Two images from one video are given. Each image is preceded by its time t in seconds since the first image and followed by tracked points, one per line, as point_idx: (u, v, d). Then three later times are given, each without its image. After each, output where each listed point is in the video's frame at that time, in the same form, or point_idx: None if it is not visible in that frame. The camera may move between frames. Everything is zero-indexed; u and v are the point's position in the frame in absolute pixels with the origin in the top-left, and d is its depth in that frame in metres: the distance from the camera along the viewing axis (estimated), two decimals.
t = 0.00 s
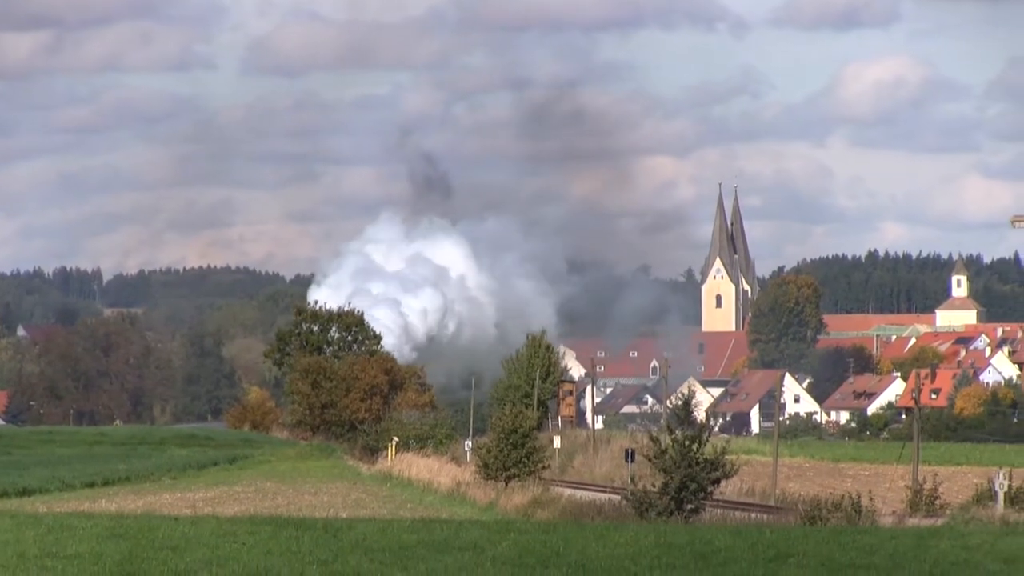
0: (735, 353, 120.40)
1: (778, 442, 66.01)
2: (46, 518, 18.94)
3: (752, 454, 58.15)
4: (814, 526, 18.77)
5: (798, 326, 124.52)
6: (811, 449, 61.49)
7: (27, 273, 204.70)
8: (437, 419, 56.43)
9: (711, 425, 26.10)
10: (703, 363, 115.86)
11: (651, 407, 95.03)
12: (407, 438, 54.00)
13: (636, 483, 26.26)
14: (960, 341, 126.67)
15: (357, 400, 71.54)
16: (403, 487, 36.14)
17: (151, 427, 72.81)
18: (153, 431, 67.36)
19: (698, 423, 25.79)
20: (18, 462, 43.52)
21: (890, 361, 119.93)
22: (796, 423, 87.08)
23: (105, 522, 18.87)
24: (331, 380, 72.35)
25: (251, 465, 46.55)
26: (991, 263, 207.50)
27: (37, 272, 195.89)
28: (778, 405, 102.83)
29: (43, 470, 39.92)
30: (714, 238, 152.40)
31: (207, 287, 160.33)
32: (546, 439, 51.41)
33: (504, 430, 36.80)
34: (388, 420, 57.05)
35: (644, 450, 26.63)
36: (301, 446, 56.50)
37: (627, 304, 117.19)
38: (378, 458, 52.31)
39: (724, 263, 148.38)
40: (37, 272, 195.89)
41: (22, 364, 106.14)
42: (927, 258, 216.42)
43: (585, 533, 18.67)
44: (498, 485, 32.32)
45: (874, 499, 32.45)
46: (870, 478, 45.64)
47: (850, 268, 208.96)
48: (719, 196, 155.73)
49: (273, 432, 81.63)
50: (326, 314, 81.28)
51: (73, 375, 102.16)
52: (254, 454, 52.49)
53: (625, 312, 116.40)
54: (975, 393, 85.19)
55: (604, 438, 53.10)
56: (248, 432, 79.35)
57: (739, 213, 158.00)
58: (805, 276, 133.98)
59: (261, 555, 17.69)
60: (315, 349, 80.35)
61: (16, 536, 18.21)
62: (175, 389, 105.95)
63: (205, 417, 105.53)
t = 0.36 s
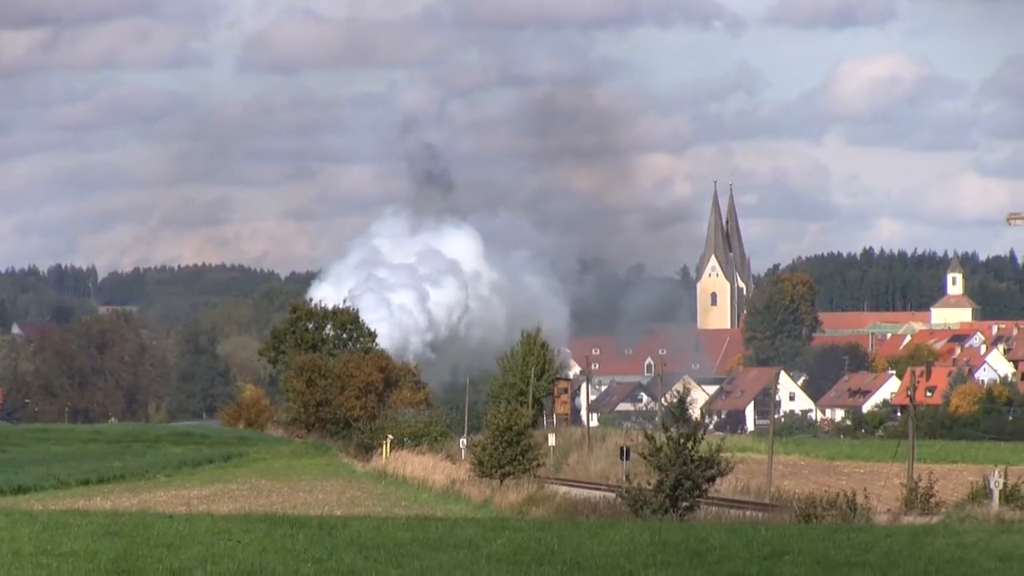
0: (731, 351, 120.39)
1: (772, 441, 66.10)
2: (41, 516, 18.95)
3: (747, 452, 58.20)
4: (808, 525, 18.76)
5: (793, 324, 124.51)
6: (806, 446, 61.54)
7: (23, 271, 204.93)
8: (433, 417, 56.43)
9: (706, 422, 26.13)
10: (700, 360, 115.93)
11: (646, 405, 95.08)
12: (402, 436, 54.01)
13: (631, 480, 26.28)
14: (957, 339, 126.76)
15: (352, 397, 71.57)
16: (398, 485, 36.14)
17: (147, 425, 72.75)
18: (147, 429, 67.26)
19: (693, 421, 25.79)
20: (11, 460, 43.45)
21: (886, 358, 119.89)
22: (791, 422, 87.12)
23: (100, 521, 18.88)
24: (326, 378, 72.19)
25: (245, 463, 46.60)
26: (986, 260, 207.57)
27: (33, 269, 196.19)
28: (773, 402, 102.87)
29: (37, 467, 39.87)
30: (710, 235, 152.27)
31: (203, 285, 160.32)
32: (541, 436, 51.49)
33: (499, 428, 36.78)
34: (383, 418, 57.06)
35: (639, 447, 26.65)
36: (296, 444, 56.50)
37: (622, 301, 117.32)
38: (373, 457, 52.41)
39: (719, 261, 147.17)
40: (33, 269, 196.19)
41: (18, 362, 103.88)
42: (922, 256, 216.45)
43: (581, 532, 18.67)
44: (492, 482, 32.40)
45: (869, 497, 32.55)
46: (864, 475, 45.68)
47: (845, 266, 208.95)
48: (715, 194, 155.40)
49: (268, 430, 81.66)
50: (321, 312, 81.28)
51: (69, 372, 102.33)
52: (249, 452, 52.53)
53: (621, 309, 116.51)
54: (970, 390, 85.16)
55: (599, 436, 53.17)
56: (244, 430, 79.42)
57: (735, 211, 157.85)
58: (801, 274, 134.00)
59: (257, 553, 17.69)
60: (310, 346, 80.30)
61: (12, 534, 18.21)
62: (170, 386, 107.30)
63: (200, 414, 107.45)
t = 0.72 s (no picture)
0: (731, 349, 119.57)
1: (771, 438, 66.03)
2: (40, 514, 18.98)
3: (745, 450, 58.18)
4: (806, 523, 18.74)
5: (792, 322, 124.51)
6: (804, 444, 61.49)
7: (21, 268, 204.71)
8: (430, 415, 56.35)
9: (705, 420, 26.10)
10: (699, 358, 115.82)
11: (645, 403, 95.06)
12: (400, 434, 53.98)
13: (630, 479, 26.32)
14: (955, 337, 126.75)
15: (350, 395, 71.65)
16: (396, 482, 36.19)
17: (146, 423, 72.76)
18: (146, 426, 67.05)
19: (691, 418, 25.79)
20: (6, 457, 43.32)
21: (885, 356, 119.92)
22: (789, 420, 87.13)
23: (99, 518, 18.90)
24: (324, 376, 72.17)
25: (243, 460, 46.54)
26: (984, 258, 207.41)
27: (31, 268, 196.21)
28: (771, 400, 102.82)
29: (36, 465, 39.94)
30: (709, 233, 152.07)
31: (201, 283, 160.25)
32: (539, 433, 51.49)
33: (497, 425, 36.77)
34: (382, 416, 57.07)
35: (638, 446, 26.64)
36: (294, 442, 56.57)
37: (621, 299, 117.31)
38: (370, 454, 52.42)
39: (718, 258, 147.17)
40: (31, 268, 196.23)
41: (18, 360, 102.86)
42: (920, 253, 216.34)
43: (579, 529, 18.68)
44: (491, 479, 32.38)
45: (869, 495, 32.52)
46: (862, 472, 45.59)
47: (843, 264, 208.77)
48: (713, 191, 155.15)
49: (267, 429, 81.66)
50: (319, 309, 81.23)
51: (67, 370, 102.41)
52: (247, 450, 52.52)
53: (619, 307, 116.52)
54: (968, 388, 85.05)
55: (597, 434, 53.24)
56: (243, 428, 79.54)
57: (733, 208, 157.78)
58: (799, 272, 133.88)
59: (257, 550, 17.74)
60: (309, 344, 80.33)
61: (11, 532, 18.21)
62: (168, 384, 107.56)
63: (199, 412, 107.52)
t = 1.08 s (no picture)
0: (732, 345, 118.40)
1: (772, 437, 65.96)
2: (41, 514, 18.98)
3: (746, 449, 58.13)
4: (809, 522, 18.73)
5: (791, 321, 123.56)
6: (806, 443, 61.43)
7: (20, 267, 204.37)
8: (431, 415, 56.27)
9: (706, 419, 26.10)
10: (699, 356, 115.74)
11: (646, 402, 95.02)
12: (401, 433, 53.95)
13: (631, 478, 26.33)
14: (956, 336, 126.71)
15: (351, 394, 71.62)
16: (397, 480, 36.21)
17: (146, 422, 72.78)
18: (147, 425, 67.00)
19: (692, 417, 25.81)
20: (7, 455, 43.28)
21: (884, 356, 119.84)
22: (789, 420, 87.10)
23: (101, 517, 18.90)
24: (324, 375, 72.21)
25: (244, 459, 46.52)
26: (985, 256, 207.28)
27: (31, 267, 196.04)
28: (772, 400, 102.78)
29: (37, 464, 40.02)
30: (710, 232, 151.97)
31: (201, 282, 160.19)
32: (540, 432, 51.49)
33: (498, 425, 36.80)
34: (383, 414, 57.09)
35: (639, 445, 26.63)
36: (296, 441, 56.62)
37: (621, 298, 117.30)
38: (371, 453, 52.43)
39: (719, 257, 147.20)
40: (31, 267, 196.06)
41: (17, 359, 103.66)
42: (921, 253, 216.23)
43: (580, 528, 18.68)
44: (491, 477, 32.38)
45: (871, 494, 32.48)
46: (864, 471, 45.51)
47: (844, 262, 208.63)
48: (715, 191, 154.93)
49: (267, 428, 81.66)
50: (320, 308, 81.19)
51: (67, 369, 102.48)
52: (248, 449, 52.43)
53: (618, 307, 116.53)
54: (969, 388, 84.94)
55: (598, 432, 53.26)
56: (242, 426, 79.56)
57: (733, 207, 157.75)
58: (799, 272, 133.82)
59: (258, 550, 17.73)
60: (309, 344, 80.37)
61: (12, 532, 18.21)
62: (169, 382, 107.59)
63: (200, 411, 107.53)
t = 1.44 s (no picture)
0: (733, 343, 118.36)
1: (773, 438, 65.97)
2: (41, 514, 18.99)
3: (747, 451, 58.20)
4: (810, 523, 18.74)
5: (792, 322, 122.95)
6: (807, 445, 61.43)
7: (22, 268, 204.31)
8: (432, 416, 56.26)
9: (707, 420, 26.09)
10: (700, 356, 115.73)
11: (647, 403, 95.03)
12: (402, 434, 53.97)
13: (631, 479, 26.35)
14: (956, 338, 126.76)
15: (352, 395, 71.58)
16: (398, 482, 36.28)
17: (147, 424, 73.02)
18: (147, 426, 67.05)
19: (693, 419, 25.82)
20: (8, 457, 43.30)
21: (885, 357, 119.84)
22: (790, 421, 87.09)
23: (102, 518, 18.93)
24: (325, 376, 72.33)
25: (245, 461, 46.51)
26: (986, 258, 207.32)
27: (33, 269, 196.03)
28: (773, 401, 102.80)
29: (39, 466, 40.16)
30: (711, 233, 151.98)
31: (203, 283, 160.13)
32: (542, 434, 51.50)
33: (499, 426, 36.81)
34: (384, 416, 57.20)
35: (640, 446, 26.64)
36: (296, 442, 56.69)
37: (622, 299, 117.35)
38: (372, 454, 52.53)
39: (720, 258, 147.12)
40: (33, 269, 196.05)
41: (18, 359, 103.88)
42: (922, 254, 216.30)
43: (580, 529, 18.69)
44: (492, 479, 32.39)
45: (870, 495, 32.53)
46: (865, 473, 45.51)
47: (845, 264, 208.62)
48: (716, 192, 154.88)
49: (268, 429, 81.70)
50: (321, 310, 81.17)
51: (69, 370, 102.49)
52: (248, 450, 52.40)
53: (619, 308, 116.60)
54: (970, 389, 84.95)
55: (599, 433, 53.34)
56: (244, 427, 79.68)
57: (735, 209, 157.81)
58: (800, 272, 133.90)
59: (259, 550, 17.74)
60: (310, 345, 80.42)
61: (12, 532, 18.22)
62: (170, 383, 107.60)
63: (201, 412, 107.54)
